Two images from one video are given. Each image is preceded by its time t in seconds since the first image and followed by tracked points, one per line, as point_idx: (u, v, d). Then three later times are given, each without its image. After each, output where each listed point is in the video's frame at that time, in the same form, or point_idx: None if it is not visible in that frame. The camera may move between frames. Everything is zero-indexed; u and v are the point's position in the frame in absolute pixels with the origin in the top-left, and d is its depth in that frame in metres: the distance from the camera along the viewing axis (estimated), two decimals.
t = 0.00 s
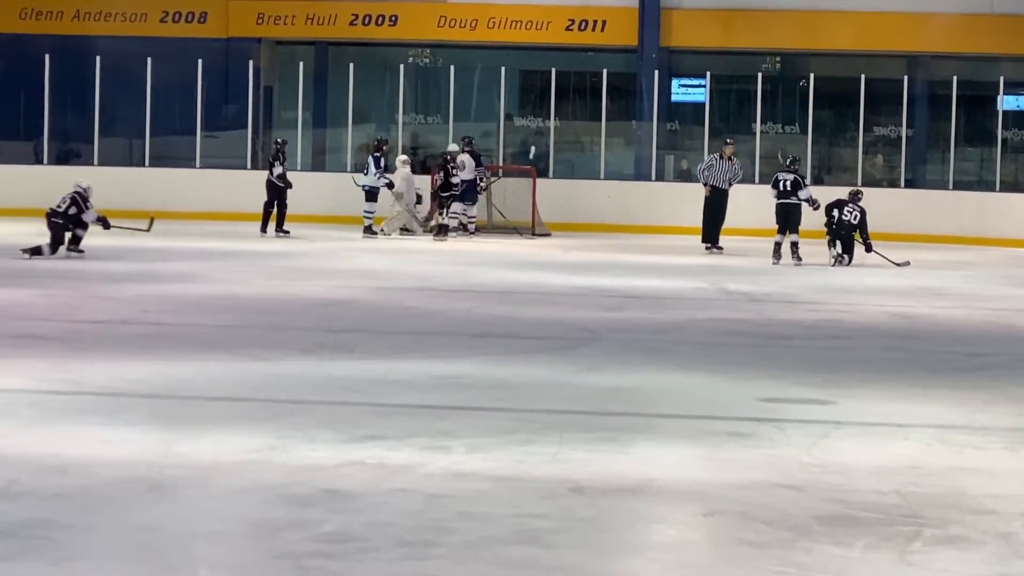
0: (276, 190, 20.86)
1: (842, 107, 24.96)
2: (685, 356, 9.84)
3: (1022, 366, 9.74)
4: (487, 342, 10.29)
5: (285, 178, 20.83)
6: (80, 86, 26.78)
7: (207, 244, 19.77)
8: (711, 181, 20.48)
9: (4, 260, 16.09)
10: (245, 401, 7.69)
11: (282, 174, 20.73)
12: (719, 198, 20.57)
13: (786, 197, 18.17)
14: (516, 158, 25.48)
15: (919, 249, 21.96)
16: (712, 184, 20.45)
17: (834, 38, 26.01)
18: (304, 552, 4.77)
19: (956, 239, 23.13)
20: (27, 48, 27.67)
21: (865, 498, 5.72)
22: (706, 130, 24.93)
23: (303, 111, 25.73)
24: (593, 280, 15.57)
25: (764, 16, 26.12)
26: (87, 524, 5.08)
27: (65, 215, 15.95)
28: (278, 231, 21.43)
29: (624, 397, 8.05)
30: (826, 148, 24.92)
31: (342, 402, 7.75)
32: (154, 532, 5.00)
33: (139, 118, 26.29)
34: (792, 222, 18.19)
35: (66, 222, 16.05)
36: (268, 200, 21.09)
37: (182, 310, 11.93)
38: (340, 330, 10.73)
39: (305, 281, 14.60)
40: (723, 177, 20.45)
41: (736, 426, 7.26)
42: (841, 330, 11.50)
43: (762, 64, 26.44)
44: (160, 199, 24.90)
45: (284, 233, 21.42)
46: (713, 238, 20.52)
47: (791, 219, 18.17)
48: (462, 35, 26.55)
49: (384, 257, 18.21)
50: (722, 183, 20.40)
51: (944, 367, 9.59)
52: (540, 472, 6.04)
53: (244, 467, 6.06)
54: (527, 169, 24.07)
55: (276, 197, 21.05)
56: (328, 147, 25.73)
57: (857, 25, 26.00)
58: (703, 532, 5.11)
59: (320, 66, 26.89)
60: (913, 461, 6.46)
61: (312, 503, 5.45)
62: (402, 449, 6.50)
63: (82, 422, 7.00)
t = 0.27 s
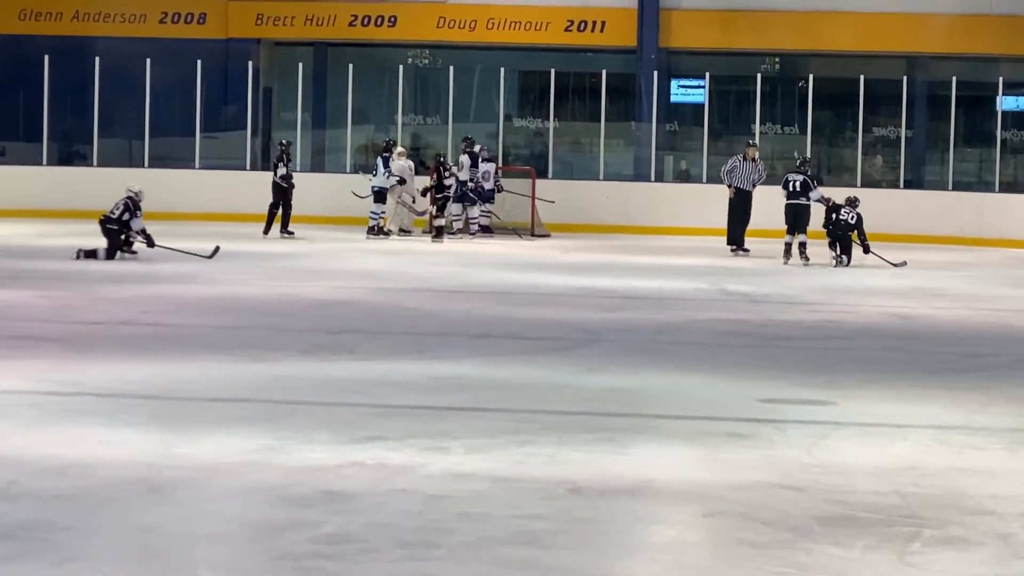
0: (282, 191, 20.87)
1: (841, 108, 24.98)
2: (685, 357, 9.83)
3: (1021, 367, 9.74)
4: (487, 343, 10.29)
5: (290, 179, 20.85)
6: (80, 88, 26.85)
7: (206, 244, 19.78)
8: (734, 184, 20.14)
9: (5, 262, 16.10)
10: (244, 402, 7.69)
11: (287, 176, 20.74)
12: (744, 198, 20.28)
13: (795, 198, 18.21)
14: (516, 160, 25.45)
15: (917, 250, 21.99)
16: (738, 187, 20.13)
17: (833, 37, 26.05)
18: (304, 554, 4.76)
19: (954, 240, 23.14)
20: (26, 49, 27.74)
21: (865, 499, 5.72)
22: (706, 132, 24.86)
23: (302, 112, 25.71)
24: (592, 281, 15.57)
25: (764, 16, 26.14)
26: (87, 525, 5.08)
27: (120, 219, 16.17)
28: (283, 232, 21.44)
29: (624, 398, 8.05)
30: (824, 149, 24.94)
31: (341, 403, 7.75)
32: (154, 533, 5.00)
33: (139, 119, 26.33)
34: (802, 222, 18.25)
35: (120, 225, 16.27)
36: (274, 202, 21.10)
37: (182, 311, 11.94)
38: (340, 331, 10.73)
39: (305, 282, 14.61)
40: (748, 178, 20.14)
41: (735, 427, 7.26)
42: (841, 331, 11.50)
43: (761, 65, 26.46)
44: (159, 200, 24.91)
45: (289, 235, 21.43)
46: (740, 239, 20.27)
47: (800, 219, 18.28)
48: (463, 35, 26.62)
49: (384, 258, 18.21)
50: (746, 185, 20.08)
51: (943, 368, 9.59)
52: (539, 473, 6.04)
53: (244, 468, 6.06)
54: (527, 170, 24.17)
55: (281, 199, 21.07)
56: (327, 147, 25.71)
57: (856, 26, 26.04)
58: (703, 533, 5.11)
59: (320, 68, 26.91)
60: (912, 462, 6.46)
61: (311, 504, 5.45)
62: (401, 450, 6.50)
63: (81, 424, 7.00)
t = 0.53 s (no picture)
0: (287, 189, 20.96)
1: (841, 109, 24.87)
2: (684, 358, 9.83)
3: (1020, 368, 9.74)
4: (487, 345, 10.29)
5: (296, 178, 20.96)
6: (80, 89, 26.85)
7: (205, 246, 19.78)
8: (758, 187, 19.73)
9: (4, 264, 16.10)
10: (243, 404, 7.68)
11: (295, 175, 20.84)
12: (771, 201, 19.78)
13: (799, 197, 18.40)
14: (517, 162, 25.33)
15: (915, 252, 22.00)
16: (761, 190, 19.71)
17: (832, 39, 26.03)
18: (304, 555, 4.76)
19: (954, 241, 23.12)
20: (25, 51, 27.76)
21: (865, 500, 5.72)
22: (705, 133, 24.80)
23: (302, 114, 25.65)
24: (591, 282, 15.57)
25: (764, 17, 26.14)
26: (86, 526, 5.08)
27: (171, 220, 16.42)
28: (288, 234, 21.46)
29: (624, 400, 8.04)
30: (823, 150, 24.94)
31: (340, 404, 7.74)
32: (153, 534, 5.00)
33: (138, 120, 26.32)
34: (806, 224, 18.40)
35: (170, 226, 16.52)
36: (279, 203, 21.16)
37: (182, 312, 11.94)
38: (339, 333, 10.73)
39: (305, 284, 14.62)
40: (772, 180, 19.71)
41: (735, 428, 7.26)
42: (840, 332, 11.50)
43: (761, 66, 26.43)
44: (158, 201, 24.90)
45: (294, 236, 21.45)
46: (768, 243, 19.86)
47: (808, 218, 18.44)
48: (462, 37, 26.62)
49: (383, 260, 18.21)
50: (771, 187, 19.65)
51: (943, 369, 9.59)
52: (539, 475, 6.04)
53: (243, 469, 6.06)
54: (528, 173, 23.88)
55: (286, 200, 21.12)
56: (326, 149, 25.73)
57: (855, 26, 26.01)
58: (702, 534, 5.11)
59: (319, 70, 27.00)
60: (912, 463, 6.46)
61: (311, 505, 5.45)
62: (400, 451, 6.50)
63: (80, 425, 6.99)
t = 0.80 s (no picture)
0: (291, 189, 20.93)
1: (839, 111, 24.94)
2: (683, 359, 9.82)
3: (1019, 369, 9.74)
4: (486, 346, 10.29)
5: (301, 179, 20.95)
6: (79, 91, 26.85)
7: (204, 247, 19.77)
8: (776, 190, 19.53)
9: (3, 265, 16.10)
10: (243, 405, 7.68)
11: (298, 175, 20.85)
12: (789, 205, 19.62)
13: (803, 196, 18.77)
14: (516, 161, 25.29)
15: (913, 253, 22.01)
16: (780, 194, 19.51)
17: (832, 40, 26.04)
18: (303, 556, 4.76)
19: (954, 242, 23.10)
20: (24, 53, 27.78)
21: (864, 501, 5.72)
22: (705, 133, 24.87)
23: (302, 115, 25.58)
24: (591, 284, 15.57)
25: (763, 19, 26.14)
26: (85, 527, 5.08)
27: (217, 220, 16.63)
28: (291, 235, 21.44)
29: (623, 401, 8.04)
30: (822, 152, 24.93)
31: (339, 405, 7.74)
32: (153, 535, 5.00)
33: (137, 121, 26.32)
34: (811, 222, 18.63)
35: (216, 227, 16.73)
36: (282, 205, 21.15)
37: (181, 313, 11.94)
38: (338, 334, 10.73)
39: (304, 285, 14.61)
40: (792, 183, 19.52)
41: (734, 429, 7.26)
42: (839, 334, 11.50)
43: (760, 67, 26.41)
44: (156, 202, 24.91)
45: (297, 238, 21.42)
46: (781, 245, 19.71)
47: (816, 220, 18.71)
48: (460, 38, 26.61)
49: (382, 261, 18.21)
50: (790, 190, 19.46)
51: (942, 370, 9.59)
52: (538, 476, 6.04)
53: (243, 471, 6.06)
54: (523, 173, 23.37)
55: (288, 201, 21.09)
56: (326, 150, 25.72)
57: (855, 28, 26.02)
58: (701, 536, 5.11)
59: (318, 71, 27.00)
60: (911, 464, 6.46)
61: (310, 506, 5.45)
62: (399, 452, 6.50)
63: (80, 426, 7.00)
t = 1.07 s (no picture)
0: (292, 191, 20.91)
1: (837, 111, 24.89)
2: (680, 360, 9.82)
3: (1017, 369, 9.75)
4: (485, 346, 10.29)
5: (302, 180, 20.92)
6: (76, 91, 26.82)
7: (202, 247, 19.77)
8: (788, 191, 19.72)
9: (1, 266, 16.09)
10: (241, 405, 7.68)
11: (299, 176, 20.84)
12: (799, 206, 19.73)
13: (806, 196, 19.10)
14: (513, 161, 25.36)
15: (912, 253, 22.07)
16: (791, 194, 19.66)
17: (831, 41, 26.02)
18: (301, 557, 4.76)
19: (955, 242, 23.09)
20: (22, 53, 27.77)
21: (862, 501, 5.73)
22: (703, 134, 24.87)
23: (301, 116, 25.56)
24: (588, 284, 15.57)
25: (761, 19, 26.12)
26: (83, 528, 5.07)
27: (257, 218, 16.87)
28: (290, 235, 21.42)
29: (621, 401, 8.04)
30: (820, 151, 24.93)
31: (337, 405, 7.73)
32: (151, 535, 5.00)
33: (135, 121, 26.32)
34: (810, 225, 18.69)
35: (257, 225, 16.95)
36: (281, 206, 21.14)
37: (179, 314, 11.94)
38: (337, 334, 10.73)
39: (302, 285, 14.61)
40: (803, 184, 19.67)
41: (732, 429, 7.27)
42: (837, 334, 11.50)
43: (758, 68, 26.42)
44: (154, 203, 24.90)
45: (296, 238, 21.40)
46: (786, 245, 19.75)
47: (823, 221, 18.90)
48: (458, 38, 26.59)
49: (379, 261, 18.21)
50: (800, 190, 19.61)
51: (940, 370, 9.59)
52: (536, 476, 6.04)
53: (241, 471, 6.06)
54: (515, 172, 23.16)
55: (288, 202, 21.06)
56: (324, 151, 25.73)
57: (853, 28, 26.03)
58: (698, 535, 5.11)
59: (316, 71, 26.98)
60: (910, 464, 6.46)
61: (308, 507, 5.44)
62: (397, 452, 6.49)
63: (78, 427, 6.99)
